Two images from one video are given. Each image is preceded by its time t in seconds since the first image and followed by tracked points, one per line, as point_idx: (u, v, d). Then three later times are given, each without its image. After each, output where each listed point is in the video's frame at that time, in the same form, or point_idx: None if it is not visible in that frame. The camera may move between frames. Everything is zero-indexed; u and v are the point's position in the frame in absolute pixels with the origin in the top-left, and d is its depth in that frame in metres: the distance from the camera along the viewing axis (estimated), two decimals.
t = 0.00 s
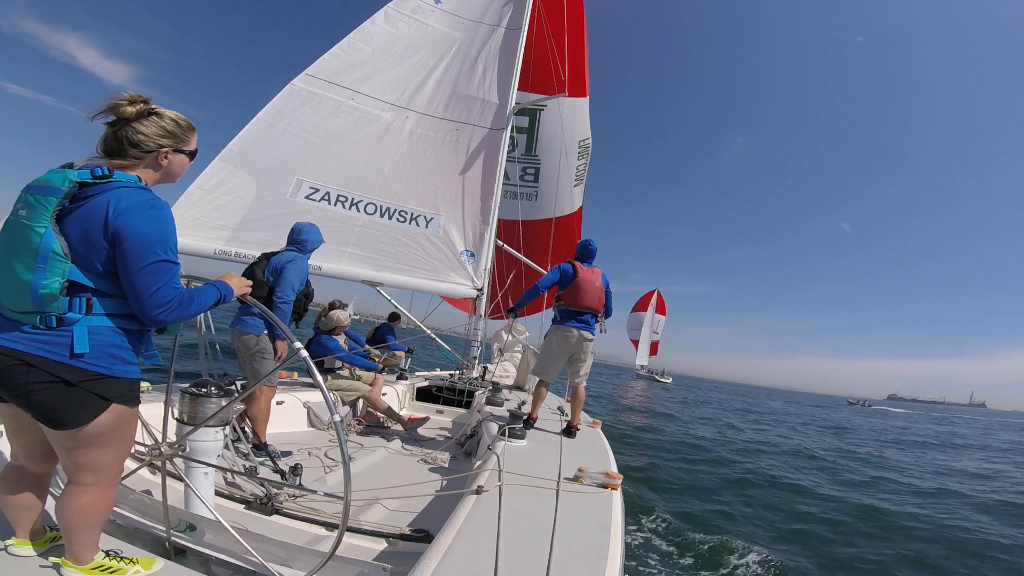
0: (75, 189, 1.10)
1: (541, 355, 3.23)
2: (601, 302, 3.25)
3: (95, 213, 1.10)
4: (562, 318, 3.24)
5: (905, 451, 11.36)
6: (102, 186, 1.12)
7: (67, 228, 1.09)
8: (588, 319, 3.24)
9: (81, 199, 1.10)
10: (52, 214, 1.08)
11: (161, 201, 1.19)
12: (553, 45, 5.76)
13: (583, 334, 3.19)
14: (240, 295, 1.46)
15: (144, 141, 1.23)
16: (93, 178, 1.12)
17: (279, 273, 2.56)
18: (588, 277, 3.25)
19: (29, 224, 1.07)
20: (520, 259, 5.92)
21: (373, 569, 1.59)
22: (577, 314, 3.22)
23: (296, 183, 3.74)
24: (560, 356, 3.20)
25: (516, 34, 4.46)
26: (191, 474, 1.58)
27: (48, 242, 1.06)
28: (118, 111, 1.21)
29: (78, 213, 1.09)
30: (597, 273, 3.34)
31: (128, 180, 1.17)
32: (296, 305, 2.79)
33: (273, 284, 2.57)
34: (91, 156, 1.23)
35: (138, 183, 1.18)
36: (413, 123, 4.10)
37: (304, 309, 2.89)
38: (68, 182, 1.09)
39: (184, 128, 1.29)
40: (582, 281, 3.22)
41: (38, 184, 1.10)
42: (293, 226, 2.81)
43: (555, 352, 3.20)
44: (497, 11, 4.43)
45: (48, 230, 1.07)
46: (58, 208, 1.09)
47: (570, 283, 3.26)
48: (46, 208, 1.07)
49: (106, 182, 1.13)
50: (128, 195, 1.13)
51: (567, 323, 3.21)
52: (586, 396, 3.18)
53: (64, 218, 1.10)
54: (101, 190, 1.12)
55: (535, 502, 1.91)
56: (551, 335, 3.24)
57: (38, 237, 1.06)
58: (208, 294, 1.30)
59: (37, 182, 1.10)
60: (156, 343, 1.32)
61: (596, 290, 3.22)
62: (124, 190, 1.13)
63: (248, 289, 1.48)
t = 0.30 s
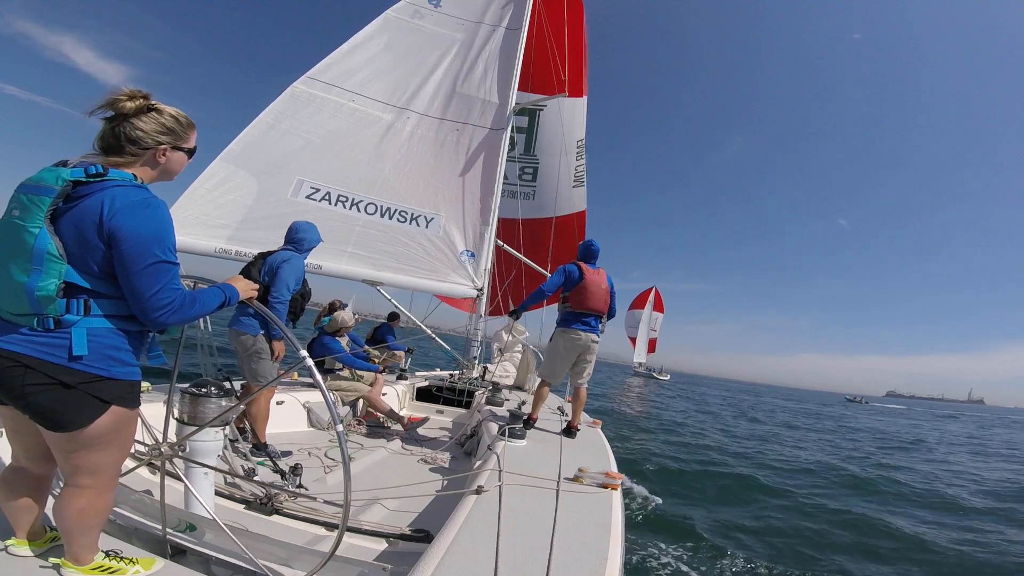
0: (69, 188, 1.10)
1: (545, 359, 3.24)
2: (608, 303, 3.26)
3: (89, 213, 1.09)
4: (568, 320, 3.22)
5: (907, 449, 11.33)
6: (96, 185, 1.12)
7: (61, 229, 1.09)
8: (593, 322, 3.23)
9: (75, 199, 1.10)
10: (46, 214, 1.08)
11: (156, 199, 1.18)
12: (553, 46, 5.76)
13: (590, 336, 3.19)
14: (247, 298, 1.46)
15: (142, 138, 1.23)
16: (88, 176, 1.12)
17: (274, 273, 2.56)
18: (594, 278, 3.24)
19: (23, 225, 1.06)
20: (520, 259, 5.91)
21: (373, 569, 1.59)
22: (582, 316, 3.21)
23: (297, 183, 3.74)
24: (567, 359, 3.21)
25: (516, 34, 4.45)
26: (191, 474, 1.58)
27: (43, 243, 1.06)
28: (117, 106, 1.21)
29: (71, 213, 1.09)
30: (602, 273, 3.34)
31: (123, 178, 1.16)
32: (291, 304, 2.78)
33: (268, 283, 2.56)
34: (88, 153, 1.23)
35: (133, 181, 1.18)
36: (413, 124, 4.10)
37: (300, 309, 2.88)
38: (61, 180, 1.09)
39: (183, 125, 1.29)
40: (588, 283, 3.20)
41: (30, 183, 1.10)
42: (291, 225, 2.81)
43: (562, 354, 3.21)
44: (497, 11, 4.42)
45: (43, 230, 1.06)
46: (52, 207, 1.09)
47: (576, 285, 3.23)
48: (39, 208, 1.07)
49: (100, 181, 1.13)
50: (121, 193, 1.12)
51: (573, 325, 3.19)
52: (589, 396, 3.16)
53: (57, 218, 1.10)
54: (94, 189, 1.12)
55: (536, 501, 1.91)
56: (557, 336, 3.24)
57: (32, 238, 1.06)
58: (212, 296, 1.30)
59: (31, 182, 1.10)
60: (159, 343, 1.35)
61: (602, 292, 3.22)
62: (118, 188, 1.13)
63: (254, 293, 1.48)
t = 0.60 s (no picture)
0: (72, 188, 1.09)
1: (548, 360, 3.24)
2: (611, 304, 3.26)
3: (93, 213, 1.09)
4: (572, 322, 3.22)
5: (907, 450, 11.33)
6: (99, 184, 1.12)
7: (65, 229, 1.09)
8: (596, 323, 3.24)
9: (79, 199, 1.10)
10: (50, 214, 1.08)
11: (161, 198, 1.18)
12: (553, 46, 5.75)
13: (593, 338, 3.20)
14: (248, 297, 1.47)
15: (145, 136, 1.23)
16: (91, 176, 1.12)
17: (276, 273, 2.56)
18: (597, 279, 3.24)
19: (26, 225, 1.06)
20: (520, 259, 5.91)
21: (373, 569, 1.59)
22: (586, 318, 3.21)
23: (297, 182, 3.74)
24: (568, 359, 3.21)
25: (516, 34, 4.46)
26: (190, 474, 1.58)
27: (47, 243, 1.06)
28: (120, 104, 1.21)
29: (75, 214, 1.09)
30: (605, 274, 3.34)
31: (128, 178, 1.16)
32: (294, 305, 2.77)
33: (271, 284, 2.56)
34: (91, 151, 1.23)
35: (137, 180, 1.18)
36: (413, 123, 4.10)
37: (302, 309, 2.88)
38: (64, 180, 1.08)
39: (187, 124, 1.29)
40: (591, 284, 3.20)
41: (33, 183, 1.10)
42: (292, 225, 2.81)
43: (563, 355, 3.21)
44: (497, 11, 4.43)
45: (47, 230, 1.06)
46: (56, 207, 1.09)
47: (580, 287, 3.22)
48: (42, 208, 1.07)
49: (104, 180, 1.13)
50: (126, 193, 1.12)
51: (577, 327, 3.20)
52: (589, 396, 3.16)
53: (61, 218, 1.09)
54: (98, 189, 1.11)
55: (536, 502, 1.91)
56: (561, 338, 3.23)
57: (36, 238, 1.06)
58: (217, 294, 1.31)
59: (34, 181, 1.10)
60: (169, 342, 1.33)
61: (606, 294, 3.22)
62: (122, 188, 1.13)
63: (255, 292, 1.49)
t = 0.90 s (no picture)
0: (81, 189, 1.10)
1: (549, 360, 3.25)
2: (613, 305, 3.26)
3: (103, 214, 1.09)
4: (573, 323, 3.22)
5: (907, 453, 11.30)
6: (108, 186, 1.12)
7: (75, 232, 1.09)
8: (597, 324, 3.24)
9: (87, 200, 1.10)
10: (59, 217, 1.08)
11: (169, 198, 1.18)
12: (553, 46, 5.74)
13: (594, 339, 3.20)
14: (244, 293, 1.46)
15: (154, 138, 1.23)
16: (100, 178, 1.12)
17: (284, 275, 2.56)
18: (599, 279, 3.24)
19: (36, 227, 1.07)
20: (520, 259, 5.91)
21: (373, 569, 1.60)
22: (587, 319, 3.21)
23: (297, 183, 3.74)
24: (568, 360, 3.21)
25: (516, 34, 4.46)
26: (190, 474, 1.58)
27: (55, 245, 1.06)
28: (129, 107, 1.21)
29: (84, 215, 1.09)
30: (606, 275, 3.34)
31: (136, 179, 1.16)
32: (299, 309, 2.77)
33: (279, 285, 2.56)
34: (101, 154, 1.23)
35: (146, 181, 1.18)
36: (413, 123, 4.10)
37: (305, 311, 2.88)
38: (73, 181, 1.09)
39: (195, 126, 1.29)
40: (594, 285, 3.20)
41: (44, 185, 1.10)
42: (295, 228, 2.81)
43: (564, 356, 3.22)
44: (497, 11, 4.43)
45: (55, 232, 1.07)
46: (65, 209, 1.09)
47: (582, 287, 3.22)
48: (51, 210, 1.07)
49: (114, 181, 1.13)
50: (134, 193, 1.12)
51: (579, 328, 3.19)
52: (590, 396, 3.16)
53: (70, 220, 1.10)
54: (107, 191, 1.11)
55: (536, 502, 1.91)
56: (562, 339, 3.24)
57: (45, 239, 1.06)
58: (221, 291, 1.31)
59: (44, 183, 1.10)
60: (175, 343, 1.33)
61: (607, 295, 3.22)
62: (130, 188, 1.12)
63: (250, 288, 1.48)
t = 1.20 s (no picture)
0: (86, 190, 1.09)
1: (548, 359, 3.24)
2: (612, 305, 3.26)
3: (108, 216, 1.09)
4: (573, 323, 3.22)
5: (907, 456, 11.28)
6: (113, 187, 1.12)
7: (80, 233, 1.09)
8: (596, 324, 3.24)
9: (93, 201, 1.10)
10: (65, 217, 1.08)
11: (173, 198, 1.18)
12: (553, 45, 5.75)
13: (593, 339, 3.20)
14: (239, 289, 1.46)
15: (158, 140, 1.23)
16: (105, 179, 1.11)
17: (289, 276, 2.57)
18: (598, 279, 3.24)
19: (42, 227, 1.07)
20: (520, 259, 5.91)
21: (373, 569, 1.60)
22: (587, 319, 3.21)
23: (296, 183, 3.74)
24: (568, 359, 3.20)
25: (516, 34, 4.45)
26: (190, 474, 1.58)
27: (60, 244, 1.06)
28: (134, 109, 1.21)
29: (90, 216, 1.09)
30: (606, 275, 3.34)
31: (140, 180, 1.16)
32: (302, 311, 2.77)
33: (284, 286, 2.56)
34: (106, 156, 1.23)
35: (150, 182, 1.18)
36: (413, 123, 4.10)
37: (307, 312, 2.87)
38: (80, 182, 1.08)
39: (198, 128, 1.29)
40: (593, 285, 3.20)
41: (50, 186, 1.10)
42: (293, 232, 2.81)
43: (563, 355, 3.21)
44: (497, 11, 4.43)
45: (61, 232, 1.07)
46: (70, 210, 1.09)
47: (581, 288, 3.22)
48: (57, 210, 1.07)
49: (119, 182, 1.13)
50: (139, 194, 1.12)
51: (579, 327, 3.19)
52: (589, 396, 3.16)
53: (76, 221, 1.10)
54: (112, 192, 1.11)
55: (535, 502, 1.91)
56: (561, 338, 3.23)
57: (50, 239, 1.06)
58: (222, 289, 1.31)
59: (50, 183, 1.10)
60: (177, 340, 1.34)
61: (607, 295, 3.22)
62: (135, 189, 1.12)
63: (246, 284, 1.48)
